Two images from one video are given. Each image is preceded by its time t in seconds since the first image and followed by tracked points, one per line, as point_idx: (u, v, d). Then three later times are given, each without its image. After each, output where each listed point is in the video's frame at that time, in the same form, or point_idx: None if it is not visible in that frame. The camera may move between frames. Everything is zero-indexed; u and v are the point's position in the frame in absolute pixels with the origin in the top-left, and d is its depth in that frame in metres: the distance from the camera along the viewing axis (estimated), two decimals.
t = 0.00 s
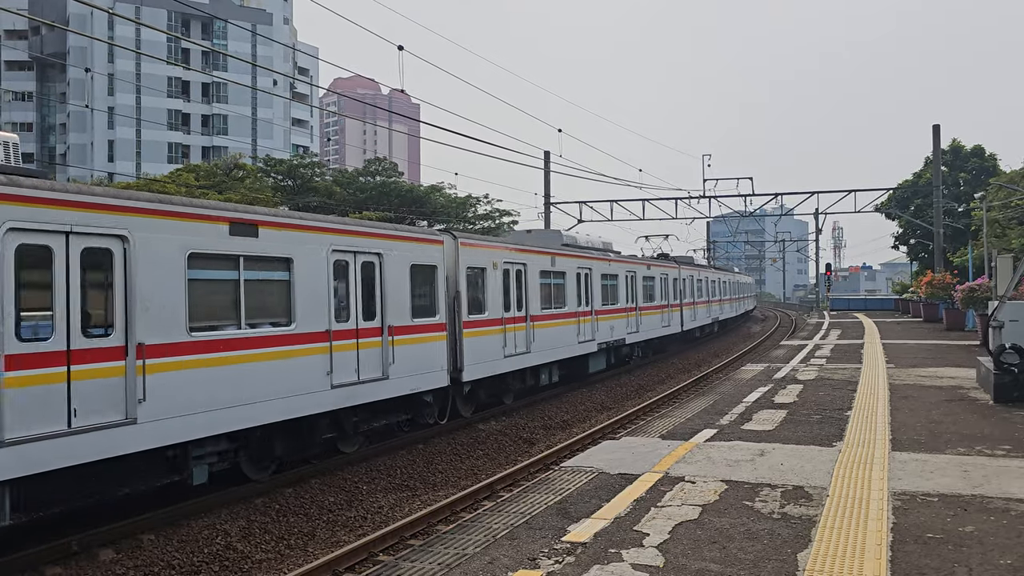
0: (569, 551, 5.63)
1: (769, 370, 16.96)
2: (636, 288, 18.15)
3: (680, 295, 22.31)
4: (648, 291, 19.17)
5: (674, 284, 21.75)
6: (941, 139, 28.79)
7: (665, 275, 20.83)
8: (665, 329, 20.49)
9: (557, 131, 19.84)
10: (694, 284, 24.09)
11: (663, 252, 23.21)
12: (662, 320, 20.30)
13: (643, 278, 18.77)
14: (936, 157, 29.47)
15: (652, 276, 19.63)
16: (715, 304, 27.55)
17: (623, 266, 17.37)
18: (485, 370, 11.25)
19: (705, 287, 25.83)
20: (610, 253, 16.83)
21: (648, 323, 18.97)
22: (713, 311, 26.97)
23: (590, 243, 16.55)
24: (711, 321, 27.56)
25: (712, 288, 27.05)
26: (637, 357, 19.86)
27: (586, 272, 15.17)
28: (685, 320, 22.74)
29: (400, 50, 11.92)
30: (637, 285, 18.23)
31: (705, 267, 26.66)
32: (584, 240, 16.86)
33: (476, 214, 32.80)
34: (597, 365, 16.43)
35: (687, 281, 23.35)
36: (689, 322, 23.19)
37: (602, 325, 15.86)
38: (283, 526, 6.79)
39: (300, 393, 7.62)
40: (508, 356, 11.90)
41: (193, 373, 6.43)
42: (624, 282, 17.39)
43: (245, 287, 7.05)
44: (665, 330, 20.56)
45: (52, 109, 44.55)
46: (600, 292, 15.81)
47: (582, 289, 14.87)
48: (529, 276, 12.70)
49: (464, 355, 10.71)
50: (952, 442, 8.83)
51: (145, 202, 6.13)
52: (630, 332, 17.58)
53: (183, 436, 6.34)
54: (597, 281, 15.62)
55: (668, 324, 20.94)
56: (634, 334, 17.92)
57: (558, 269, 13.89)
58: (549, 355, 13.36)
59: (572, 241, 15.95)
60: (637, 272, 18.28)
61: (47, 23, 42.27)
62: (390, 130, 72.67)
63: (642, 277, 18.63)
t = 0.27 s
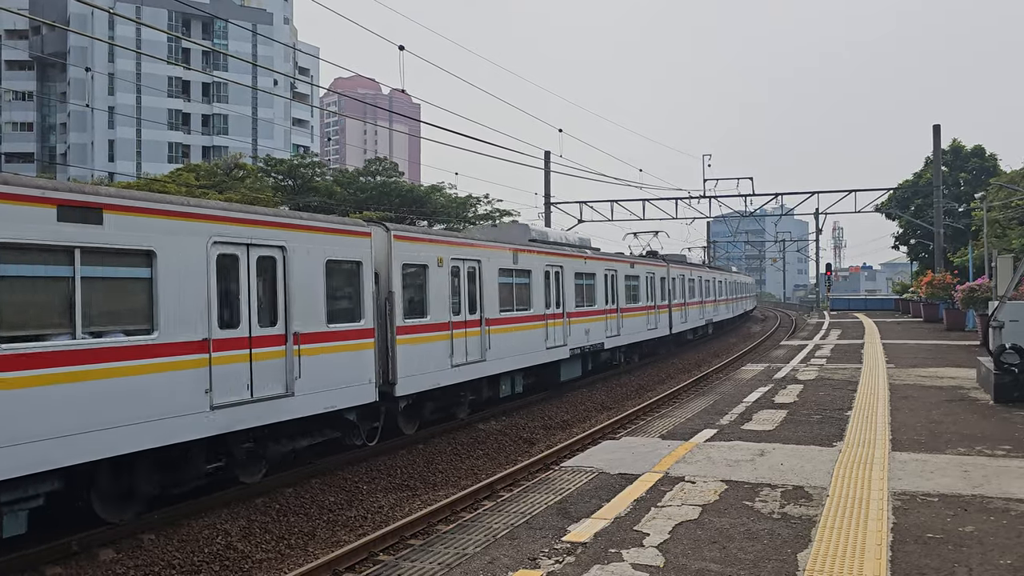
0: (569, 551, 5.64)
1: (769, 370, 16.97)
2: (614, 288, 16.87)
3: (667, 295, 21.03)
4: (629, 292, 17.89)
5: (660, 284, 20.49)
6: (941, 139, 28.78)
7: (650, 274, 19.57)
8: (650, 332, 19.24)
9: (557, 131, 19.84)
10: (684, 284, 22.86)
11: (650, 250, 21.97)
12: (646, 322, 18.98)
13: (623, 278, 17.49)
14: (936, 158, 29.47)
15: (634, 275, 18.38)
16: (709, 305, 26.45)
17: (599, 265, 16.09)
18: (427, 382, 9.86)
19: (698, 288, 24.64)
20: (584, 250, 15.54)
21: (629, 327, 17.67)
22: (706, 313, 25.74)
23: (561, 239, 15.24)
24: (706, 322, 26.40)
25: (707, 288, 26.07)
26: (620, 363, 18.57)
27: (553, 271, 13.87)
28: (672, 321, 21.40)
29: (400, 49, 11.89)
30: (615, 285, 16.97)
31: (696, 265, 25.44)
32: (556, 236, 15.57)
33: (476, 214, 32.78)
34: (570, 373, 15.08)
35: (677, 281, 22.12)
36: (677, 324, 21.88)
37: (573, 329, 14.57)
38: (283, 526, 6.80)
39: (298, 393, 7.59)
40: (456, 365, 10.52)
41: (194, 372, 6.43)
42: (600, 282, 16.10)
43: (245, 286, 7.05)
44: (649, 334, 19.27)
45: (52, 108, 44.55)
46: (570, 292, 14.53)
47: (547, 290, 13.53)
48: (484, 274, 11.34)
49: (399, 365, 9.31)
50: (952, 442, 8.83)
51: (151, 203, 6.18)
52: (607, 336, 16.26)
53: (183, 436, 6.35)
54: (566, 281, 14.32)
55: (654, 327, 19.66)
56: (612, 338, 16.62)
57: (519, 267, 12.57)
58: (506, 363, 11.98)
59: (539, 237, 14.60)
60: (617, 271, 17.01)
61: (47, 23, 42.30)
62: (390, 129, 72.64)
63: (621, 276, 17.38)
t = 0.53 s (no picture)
0: (569, 550, 5.64)
1: (769, 369, 16.95)
2: (590, 289, 15.62)
3: (653, 296, 19.83)
4: (608, 293, 16.67)
5: (645, 282, 19.31)
6: (941, 138, 28.77)
7: (633, 273, 18.35)
8: (633, 335, 17.99)
9: (557, 130, 19.85)
10: (674, 284, 21.81)
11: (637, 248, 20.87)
12: (628, 324, 17.73)
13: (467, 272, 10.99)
14: (936, 157, 29.46)
15: (614, 274, 17.13)
16: (703, 306, 25.45)
17: (569, 264, 14.80)
18: (386, 388, 9.06)
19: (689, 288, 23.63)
20: (553, 246, 14.27)
21: (607, 329, 16.42)
22: (697, 315, 24.57)
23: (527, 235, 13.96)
24: (698, 324, 25.44)
25: (700, 288, 25.21)
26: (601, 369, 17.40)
27: (513, 269, 12.59)
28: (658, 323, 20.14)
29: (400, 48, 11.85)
30: (415, 286, 9.70)
31: (688, 263, 24.46)
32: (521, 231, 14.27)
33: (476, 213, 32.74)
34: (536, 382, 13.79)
35: (665, 281, 21.01)
36: (665, 325, 20.66)
37: (537, 332, 13.25)
38: (283, 524, 6.80)
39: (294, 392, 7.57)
40: (387, 376, 9.08)
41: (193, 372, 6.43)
42: (571, 282, 14.83)
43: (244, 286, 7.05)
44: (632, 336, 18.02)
45: (52, 107, 44.52)
46: (535, 293, 13.23)
47: (505, 291, 12.24)
48: (426, 270, 9.94)
49: (355, 370, 8.51)
50: (952, 442, 8.82)
51: (155, 202, 6.22)
52: (579, 339, 15.00)
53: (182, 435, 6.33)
54: (529, 281, 13.02)
55: (638, 329, 18.43)
56: (586, 343, 15.32)
57: (473, 265, 11.24)
58: (454, 373, 10.55)
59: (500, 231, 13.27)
60: (592, 269, 15.78)
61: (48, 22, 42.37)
62: (390, 129, 72.62)
63: (598, 275, 16.11)
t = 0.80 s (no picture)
0: (569, 549, 5.64)
1: (769, 369, 16.94)
2: (561, 288, 14.11)
3: (638, 295, 18.44)
4: (585, 293, 15.19)
5: (630, 282, 17.97)
6: (941, 138, 28.76)
7: (614, 271, 16.90)
8: (613, 338, 16.57)
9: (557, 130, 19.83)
10: (664, 283, 20.59)
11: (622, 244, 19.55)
12: (607, 326, 16.26)
13: (473, 271, 11.08)
14: (936, 156, 29.44)
15: (591, 272, 15.63)
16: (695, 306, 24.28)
17: (537, 259, 13.20)
18: (392, 386, 9.14)
19: (681, 287, 22.46)
20: (518, 240, 12.66)
21: (582, 333, 14.94)
22: (688, 316, 23.29)
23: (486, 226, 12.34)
24: (692, 325, 24.35)
25: (693, 287, 24.16)
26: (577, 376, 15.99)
27: (466, 264, 10.93)
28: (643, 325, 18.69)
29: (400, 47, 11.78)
30: (418, 285, 9.74)
31: (680, 261, 23.26)
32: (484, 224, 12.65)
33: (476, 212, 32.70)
34: (495, 392, 12.24)
35: (653, 280, 19.72)
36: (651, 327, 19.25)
37: (362, 355, 8.60)
38: (283, 523, 6.80)
39: (289, 391, 7.53)
40: (294, 392, 7.57)
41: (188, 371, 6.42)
42: (539, 279, 13.25)
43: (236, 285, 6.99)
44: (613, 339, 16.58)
45: (52, 106, 44.49)
46: (495, 292, 11.63)
47: (455, 290, 10.62)
48: (351, 267, 8.45)
49: (361, 368, 8.58)
50: (952, 441, 8.82)
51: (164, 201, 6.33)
52: (548, 344, 13.49)
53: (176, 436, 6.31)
54: (486, 279, 11.40)
55: (620, 331, 17.02)
56: (556, 347, 13.78)
57: (411, 260, 9.62)
58: (458, 371, 10.62)
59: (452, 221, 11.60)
60: (566, 266, 14.35)
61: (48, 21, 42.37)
62: (390, 128, 72.58)
63: (571, 273, 14.58)
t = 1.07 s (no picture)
0: (569, 549, 5.64)
1: (769, 369, 16.91)
2: (526, 289, 12.77)
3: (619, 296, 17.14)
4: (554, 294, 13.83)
5: (610, 281, 16.72)
6: (941, 138, 28.77)
7: (591, 270, 15.58)
8: (588, 343, 15.25)
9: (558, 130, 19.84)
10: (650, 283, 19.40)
11: (603, 240, 18.30)
12: (581, 329, 14.93)
13: (475, 271, 11.18)
14: (936, 156, 29.44)
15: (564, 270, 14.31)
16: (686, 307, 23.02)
17: (496, 256, 11.83)
18: (397, 384, 9.24)
19: (669, 287, 21.29)
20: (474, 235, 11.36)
21: (551, 338, 13.59)
22: (678, 318, 22.07)
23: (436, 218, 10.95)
24: (683, 327, 23.21)
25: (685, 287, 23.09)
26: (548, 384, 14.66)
27: (405, 260, 9.54)
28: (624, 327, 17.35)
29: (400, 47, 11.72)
30: (420, 285, 9.81)
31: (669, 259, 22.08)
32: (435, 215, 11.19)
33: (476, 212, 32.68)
34: (445, 405, 10.85)
35: (636, 280, 18.46)
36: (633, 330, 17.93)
37: (367, 353, 8.73)
38: (283, 523, 6.80)
39: (283, 391, 7.42)
40: (301, 390, 7.66)
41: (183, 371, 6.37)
42: (498, 278, 11.89)
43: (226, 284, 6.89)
44: (588, 343, 15.26)
45: (52, 106, 44.46)
46: (442, 293, 10.25)
47: (392, 291, 9.24)
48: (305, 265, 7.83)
49: (365, 366, 8.67)
50: (953, 441, 8.81)
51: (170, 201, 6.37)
52: (510, 350, 12.15)
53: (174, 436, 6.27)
54: (432, 278, 10.02)
55: (596, 335, 15.69)
56: (518, 354, 12.43)
57: (332, 255, 8.26)
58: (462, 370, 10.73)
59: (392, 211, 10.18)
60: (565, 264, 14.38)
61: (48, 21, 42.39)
62: (391, 128, 72.58)
63: (539, 271, 13.21)
